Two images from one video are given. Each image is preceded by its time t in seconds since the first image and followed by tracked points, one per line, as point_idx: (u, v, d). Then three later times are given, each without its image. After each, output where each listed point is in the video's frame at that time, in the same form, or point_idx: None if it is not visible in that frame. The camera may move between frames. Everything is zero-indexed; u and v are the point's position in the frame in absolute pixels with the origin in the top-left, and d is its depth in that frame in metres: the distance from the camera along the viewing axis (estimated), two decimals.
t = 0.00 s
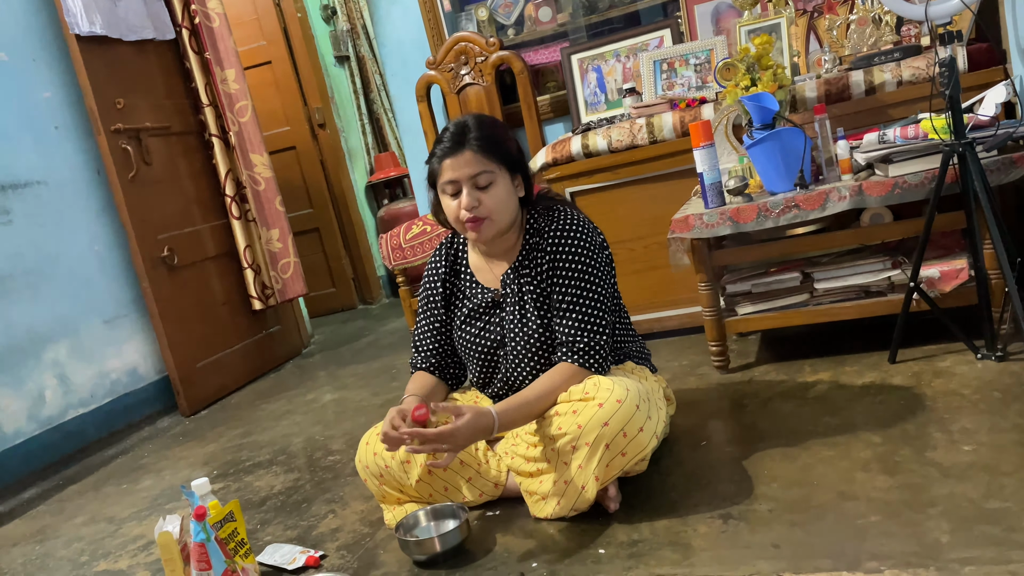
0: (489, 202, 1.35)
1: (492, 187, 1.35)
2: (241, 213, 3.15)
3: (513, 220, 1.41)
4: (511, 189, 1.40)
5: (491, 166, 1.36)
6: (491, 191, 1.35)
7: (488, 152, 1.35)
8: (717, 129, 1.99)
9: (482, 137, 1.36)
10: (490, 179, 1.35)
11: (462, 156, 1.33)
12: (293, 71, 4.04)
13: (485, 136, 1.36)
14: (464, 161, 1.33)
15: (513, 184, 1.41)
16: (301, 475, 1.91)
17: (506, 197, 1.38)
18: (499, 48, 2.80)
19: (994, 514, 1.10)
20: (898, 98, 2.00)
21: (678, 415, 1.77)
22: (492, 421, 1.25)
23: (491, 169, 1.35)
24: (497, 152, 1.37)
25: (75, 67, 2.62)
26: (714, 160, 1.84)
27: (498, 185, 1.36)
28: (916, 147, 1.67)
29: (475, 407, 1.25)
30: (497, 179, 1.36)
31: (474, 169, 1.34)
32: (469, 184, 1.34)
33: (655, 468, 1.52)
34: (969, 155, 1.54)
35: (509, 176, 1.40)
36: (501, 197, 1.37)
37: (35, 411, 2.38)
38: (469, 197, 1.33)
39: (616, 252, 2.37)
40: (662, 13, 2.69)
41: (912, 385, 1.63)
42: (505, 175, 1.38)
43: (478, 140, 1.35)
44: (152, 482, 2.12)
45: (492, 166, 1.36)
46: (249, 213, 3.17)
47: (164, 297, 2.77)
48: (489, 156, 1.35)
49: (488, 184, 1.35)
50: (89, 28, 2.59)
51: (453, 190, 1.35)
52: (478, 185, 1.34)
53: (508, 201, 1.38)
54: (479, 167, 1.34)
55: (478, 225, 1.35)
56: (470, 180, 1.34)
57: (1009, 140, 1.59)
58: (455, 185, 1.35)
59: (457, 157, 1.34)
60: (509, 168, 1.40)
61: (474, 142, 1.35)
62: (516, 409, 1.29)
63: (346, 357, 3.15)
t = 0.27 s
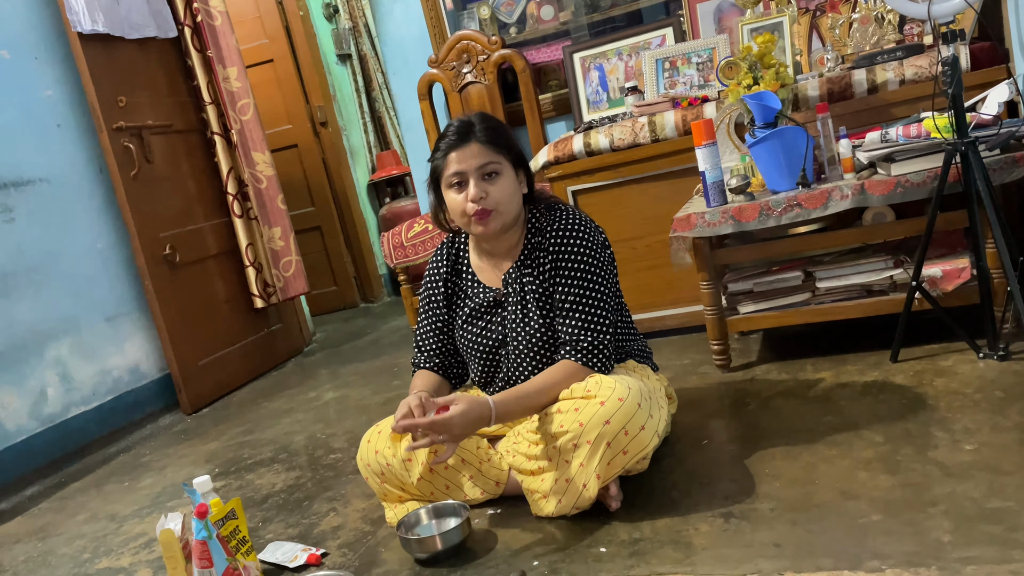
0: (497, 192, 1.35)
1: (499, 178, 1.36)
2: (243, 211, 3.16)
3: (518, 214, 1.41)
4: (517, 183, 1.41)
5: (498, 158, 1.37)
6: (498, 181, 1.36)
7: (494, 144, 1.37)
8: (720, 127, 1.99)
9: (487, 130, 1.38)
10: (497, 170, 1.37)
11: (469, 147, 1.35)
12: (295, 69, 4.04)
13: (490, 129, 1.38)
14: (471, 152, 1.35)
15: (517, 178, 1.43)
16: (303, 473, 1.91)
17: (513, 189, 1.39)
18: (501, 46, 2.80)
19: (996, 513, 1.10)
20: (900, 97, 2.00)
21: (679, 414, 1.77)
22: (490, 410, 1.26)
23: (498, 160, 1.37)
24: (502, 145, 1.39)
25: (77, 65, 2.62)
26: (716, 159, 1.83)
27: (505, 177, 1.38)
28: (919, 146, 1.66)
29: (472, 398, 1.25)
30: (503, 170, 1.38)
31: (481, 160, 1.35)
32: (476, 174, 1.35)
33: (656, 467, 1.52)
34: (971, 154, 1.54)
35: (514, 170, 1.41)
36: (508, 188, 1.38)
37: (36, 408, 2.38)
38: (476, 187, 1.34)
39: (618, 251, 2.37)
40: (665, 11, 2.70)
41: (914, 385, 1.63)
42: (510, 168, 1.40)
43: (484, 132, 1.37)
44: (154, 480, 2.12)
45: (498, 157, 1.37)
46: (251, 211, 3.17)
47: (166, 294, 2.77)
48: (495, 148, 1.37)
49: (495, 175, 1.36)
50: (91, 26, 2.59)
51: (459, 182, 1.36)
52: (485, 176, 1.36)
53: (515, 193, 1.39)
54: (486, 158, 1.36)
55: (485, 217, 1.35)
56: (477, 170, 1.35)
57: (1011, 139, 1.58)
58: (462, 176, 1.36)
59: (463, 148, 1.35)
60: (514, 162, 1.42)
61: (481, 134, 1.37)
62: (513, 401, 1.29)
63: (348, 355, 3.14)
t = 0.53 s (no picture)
0: (498, 211, 1.35)
1: (502, 197, 1.36)
2: (245, 208, 3.16)
3: (519, 224, 1.42)
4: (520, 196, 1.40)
5: (502, 176, 1.36)
6: (501, 201, 1.36)
7: (499, 162, 1.35)
8: (721, 126, 1.98)
9: (493, 146, 1.35)
10: (500, 188, 1.36)
11: (474, 166, 1.32)
12: (296, 67, 4.04)
13: (496, 145, 1.35)
14: (475, 171, 1.33)
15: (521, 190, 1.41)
16: (304, 470, 1.91)
17: (515, 206, 1.38)
18: (502, 44, 2.81)
19: (997, 512, 1.10)
20: (902, 95, 2.00)
21: (680, 412, 1.77)
22: (487, 390, 1.28)
23: (502, 179, 1.35)
24: (507, 161, 1.36)
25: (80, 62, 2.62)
26: (718, 157, 1.83)
27: (508, 194, 1.37)
28: (921, 144, 1.66)
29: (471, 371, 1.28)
30: (506, 188, 1.36)
31: (485, 179, 1.34)
32: (480, 193, 1.34)
33: (657, 465, 1.52)
34: (973, 152, 1.54)
35: (517, 184, 1.40)
36: (511, 205, 1.37)
37: (38, 405, 2.38)
38: (479, 207, 1.34)
39: (619, 249, 2.37)
40: (666, 9, 2.69)
41: (916, 383, 1.63)
42: (513, 183, 1.38)
43: (489, 149, 1.34)
44: (155, 477, 2.12)
45: (502, 175, 1.35)
46: (252, 209, 3.17)
47: (168, 292, 2.77)
48: (500, 166, 1.35)
49: (499, 194, 1.35)
50: (93, 24, 2.59)
51: (461, 197, 1.36)
52: (488, 194, 1.35)
53: (517, 208, 1.39)
54: (491, 177, 1.34)
55: (487, 234, 1.37)
56: (481, 189, 1.34)
57: (1014, 138, 1.58)
58: (465, 193, 1.35)
59: (468, 166, 1.33)
60: (517, 175, 1.40)
61: (486, 152, 1.33)
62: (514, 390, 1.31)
63: (349, 353, 3.15)
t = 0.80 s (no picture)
0: (490, 202, 1.35)
1: (494, 186, 1.36)
2: (245, 206, 3.15)
3: (515, 219, 1.41)
4: (516, 190, 1.40)
5: (496, 166, 1.36)
6: (493, 190, 1.35)
7: (493, 151, 1.35)
8: (722, 123, 1.98)
9: (487, 136, 1.36)
10: (493, 178, 1.36)
11: (466, 152, 1.34)
12: (297, 64, 4.04)
13: (492, 134, 1.36)
14: (467, 158, 1.34)
15: (518, 184, 1.41)
16: (305, 467, 1.91)
17: (509, 197, 1.38)
18: (503, 41, 2.80)
19: (998, 510, 1.10)
20: (903, 94, 2.00)
21: (681, 410, 1.77)
22: (491, 391, 1.28)
23: (495, 168, 1.36)
24: (502, 153, 1.37)
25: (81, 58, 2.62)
26: (719, 154, 1.83)
27: (502, 184, 1.37)
28: (922, 143, 1.66)
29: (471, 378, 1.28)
30: (500, 179, 1.36)
31: (478, 167, 1.34)
32: (472, 180, 1.35)
33: (658, 462, 1.52)
34: (975, 150, 1.53)
35: (513, 177, 1.39)
36: (505, 195, 1.37)
37: (39, 401, 2.38)
38: (470, 194, 1.34)
39: (620, 247, 2.37)
40: (668, 6, 2.69)
41: (916, 381, 1.63)
42: (508, 176, 1.38)
43: (483, 138, 1.35)
44: (156, 473, 2.13)
45: (495, 165, 1.36)
46: (253, 206, 3.17)
47: (168, 288, 2.77)
48: (493, 156, 1.35)
49: (491, 182, 1.36)
50: (94, 20, 2.59)
51: (455, 185, 1.37)
52: (480, 182, 1.35)
53: (511, 200, 1.38)
54: (483, 164, 1.34)
55: (477, 223, 1.36)
56: (473, 176, 1.35)
57: (1016, 136, 1.57)
58: (458, 180, 1.36)
59: (461, 152, 1.34)
60: (514, 169, 1.40)
61: (481, 139, 1.35)
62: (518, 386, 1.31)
63: (350, 350, 3.15)
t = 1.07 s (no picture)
0: (471, 206, 1.35)
1: (475, 190, 1.34)
2: (245, 202, 3.14)
3: (505, 219, 1.40)
4: (501, 191, 1.38)
5: (477, 170, 1.34)
6: (474, 195, 1.34)
7: (473, 155, 1.34)
8: (723, 121, 1.95)
9: (468, 140, 1.34)
10: (474, 183, 1.34)
11: (445, 158, 1.33)
12: (298, 60, 4.04)
13: (472, 138, 1.34)
14: (447, 164, 1.34)
15: (503, 186, 1.39)
16: (305, 463, 1.91)
17: (492, 201, 1.36)
18: (504, 38, 2.79)
19: (998, 508, 1.10)
20: (905, 91, 2.00)
21: (681, 407, 1.77)
22: (491, 379, 1.28)
23: (475, 173, 1.34)
24: (483, 156, 1.34)
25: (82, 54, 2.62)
26: (720, 152, 1.84)
27: (483, 188, 1.35)
28: (924, 140, 1.65)
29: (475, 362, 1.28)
30: (481, 183, 1.35)
31: (457, 172, 1.33)
32: (453, 186, 1.34)
33: (658, 460, 1.52)
34: (976, 148, 1.54)
35: (498, 179, 1.37)
36: (488, 198, 1.36)
37: (40, 398, 2.39)
38: (452, 200, 1.35)
39: (620, 244, 2.37)
40: (669, 3, 2.68)
41: (917, 379, 1.63)
42: (491, 179, 1.36)
43: (462, 143, 1.34)
44: (156, 469, 2.13)
45: (476, 170, 1.34)
46: (253, 203, 3.15)
47: (168, 285, 2.77)
48: (473, 160, 1.33)
49: (471, 187, 1.34)
50: (95, 16, 2.59)
51: (439, 189, 1.37)
52: (461, 187, 1.35)
53: (495, 203, 1.37)
54: (463, 170, 1.33)
55: (462, 227, 1.37)
56: (453, 182, 1.34)
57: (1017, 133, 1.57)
58: (441, 185, 1.36)
59: (442, 158, 1.34)
60: (499, 170, 1.37)
61: (459, 144, 1.33)
62: (522, 379, 1.32)
63: (350, 347, 3.15)
